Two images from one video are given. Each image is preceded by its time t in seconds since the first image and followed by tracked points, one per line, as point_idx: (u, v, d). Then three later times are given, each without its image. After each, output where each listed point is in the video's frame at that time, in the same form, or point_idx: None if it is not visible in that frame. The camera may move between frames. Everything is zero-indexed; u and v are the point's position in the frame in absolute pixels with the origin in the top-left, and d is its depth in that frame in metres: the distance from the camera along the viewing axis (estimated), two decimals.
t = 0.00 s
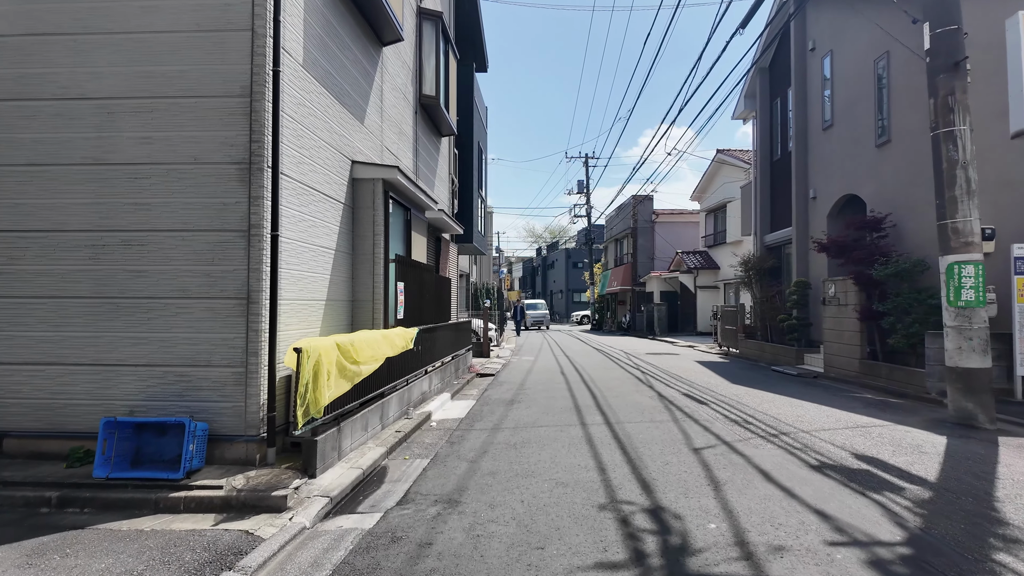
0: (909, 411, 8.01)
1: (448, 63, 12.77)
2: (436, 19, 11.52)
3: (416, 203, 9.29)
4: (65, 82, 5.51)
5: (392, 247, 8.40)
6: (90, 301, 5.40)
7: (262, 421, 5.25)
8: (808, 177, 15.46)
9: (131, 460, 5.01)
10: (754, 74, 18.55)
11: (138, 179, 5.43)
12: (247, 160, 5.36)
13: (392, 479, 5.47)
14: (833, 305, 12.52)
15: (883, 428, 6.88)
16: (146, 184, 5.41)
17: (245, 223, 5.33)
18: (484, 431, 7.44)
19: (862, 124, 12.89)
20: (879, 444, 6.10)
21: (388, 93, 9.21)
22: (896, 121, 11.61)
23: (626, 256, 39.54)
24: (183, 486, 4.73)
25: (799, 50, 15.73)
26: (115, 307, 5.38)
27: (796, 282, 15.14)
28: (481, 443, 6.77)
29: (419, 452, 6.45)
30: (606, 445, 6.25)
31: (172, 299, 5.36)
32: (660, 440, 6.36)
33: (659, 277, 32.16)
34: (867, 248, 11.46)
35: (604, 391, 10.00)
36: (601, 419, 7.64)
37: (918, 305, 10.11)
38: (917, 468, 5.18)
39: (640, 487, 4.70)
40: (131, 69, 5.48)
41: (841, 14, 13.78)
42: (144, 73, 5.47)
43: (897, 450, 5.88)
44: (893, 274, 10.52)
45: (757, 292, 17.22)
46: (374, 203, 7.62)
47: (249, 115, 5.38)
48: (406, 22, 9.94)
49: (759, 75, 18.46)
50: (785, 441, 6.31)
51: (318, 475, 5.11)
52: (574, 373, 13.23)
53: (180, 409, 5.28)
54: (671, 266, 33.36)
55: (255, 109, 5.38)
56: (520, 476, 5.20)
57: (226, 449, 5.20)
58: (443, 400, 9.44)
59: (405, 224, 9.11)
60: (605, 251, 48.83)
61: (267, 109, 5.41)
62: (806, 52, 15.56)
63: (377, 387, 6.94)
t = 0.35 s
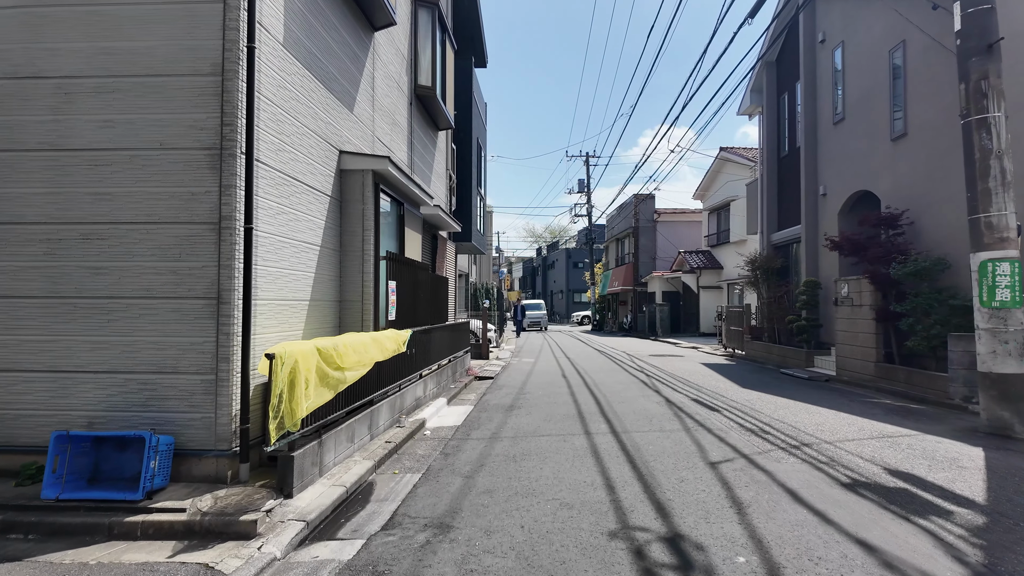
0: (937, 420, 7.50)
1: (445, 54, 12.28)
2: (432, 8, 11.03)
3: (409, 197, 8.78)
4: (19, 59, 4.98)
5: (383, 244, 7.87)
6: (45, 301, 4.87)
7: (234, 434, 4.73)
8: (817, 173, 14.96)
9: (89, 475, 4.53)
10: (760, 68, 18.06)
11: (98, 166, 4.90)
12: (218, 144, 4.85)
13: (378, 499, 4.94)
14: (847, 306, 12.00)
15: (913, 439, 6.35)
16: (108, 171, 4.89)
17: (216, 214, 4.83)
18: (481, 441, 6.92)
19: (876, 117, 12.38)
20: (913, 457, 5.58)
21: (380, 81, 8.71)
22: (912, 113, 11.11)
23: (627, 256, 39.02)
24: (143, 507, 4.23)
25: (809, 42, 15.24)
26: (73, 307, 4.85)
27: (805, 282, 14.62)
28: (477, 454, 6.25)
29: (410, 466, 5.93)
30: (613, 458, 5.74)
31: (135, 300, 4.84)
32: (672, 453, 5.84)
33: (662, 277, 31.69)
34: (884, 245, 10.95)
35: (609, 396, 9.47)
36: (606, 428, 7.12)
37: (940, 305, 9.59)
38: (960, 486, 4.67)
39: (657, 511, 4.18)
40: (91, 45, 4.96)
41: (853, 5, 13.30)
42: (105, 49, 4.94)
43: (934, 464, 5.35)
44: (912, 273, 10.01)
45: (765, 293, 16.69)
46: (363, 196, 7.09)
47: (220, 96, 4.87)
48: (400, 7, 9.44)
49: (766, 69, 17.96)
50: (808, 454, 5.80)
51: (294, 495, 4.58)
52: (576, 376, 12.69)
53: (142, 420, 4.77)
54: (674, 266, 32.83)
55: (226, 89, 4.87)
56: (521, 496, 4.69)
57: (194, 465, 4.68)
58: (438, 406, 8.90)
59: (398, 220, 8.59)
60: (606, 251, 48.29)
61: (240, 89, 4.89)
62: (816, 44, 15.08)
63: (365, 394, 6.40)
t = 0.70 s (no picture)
0: (968, 428, 6.95)
1: (440, 42, 11.74)
2: None
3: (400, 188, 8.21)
4: None
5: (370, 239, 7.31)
6: None
7: (193, 451, 4.18)
8: (828, 167, 14.42)
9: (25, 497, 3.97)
10: (767, 61, 17.53)
11: (41, 147, 4.32)
12: (176, 123, 4.30)
13: (358, 522, 4.40)
14: (861, 306, 11.45)
15: (948, 451, 5.80)
16: (51, 153, 4.32)
17: (173, 202, 4.27)
18: (475, 453, 6.35)
19: (891, 108, 11.83)
20: (954, 473, 5.03)
21: (369, 66, 8.16)
22: (931, 102, 10.55)
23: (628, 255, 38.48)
24: (82, 535, 3.67)
25: (819, 32, 14.70)
26: (10, 308, 4.26)
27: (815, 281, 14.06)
28: (470, 470, 5.69)
29: (395, 483, 5.37)
30: (622, 476, 5.18)
31: (81, 299, 4.27)
32: (686, 469, 5.27)
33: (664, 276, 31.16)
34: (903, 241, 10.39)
35: (613, 402, 8.91)
36: (612, 439, 6.54)
37: (964, 305, 9.05)
38: (1018, 510, 4.11)
39: (676, 543, 3.62)
40: (33, 11, 4.38)
41: None
42: (49, 16, 4.37)
43: (980, 481, 4.80)
44: (934, 271, 9.47)
45: (772, 292, 16.12)
46: (348, 186, 6.55)
47: (179, 70, 4.31)
48: None
49: (772, 62, 17.42)
50: (837, 470, 5.24)
51: (261, 521, 4.03)
52: (578, 380, 12.10)
53: (89, 436, 4.20)
54: (676, 265, 32.28)
55: (185, 61, 4.31)
56: (518, 523, 4.14)
57: (146, 485, 4.13)
58: (430, 414, 8.31)
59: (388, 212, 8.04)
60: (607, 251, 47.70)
61: (202, 62, 4.34)
62: (826, 34, 14.53)
63: (347, 403, 5.82)
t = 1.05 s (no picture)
0: (1007, 438, 6.40)
1: (437, 29, 11.21)
2: None
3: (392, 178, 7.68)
4: None
5: (359, 232, 6.78)
6: None
7: (146, 469, 3.65)
8: (842, 161, 13.86)
9: None
10: (776, 52, 16.97)
11: None
12: (129, 94, 3.77)
13: (336, 550, 3.86)
14: (880, 305, 10.90)
15: (994, 464, 5.25)
16: None
17: (126, 184, 3.74)
18: (472, 465, 5.81)
19: (911, 98, 11.28)
20: (1007, 492, 4.49)
21: (360, 47, 7.62)
22: (956, 90, 10.00)
23: (631, 254, 37.92)
24: (8, 569, 3.14)
25: (832, 21, 14.14)
26: None
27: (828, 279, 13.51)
28: (466, 485, 5.15)
29: (382, 501, 4.83)
30: (635, 494, 4.63)
31: (21, 295, 3.74)
32: (707, 486, 4.73)
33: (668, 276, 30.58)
34: (926, 237, 9.84)
35: (620, 408, 8.36)
36: (622, 450, 6.00)
37: (994, 304, 8.50)
38: None
39: None
40: None
41: None
42: None
43: None
44: (961, 269, 8.92)
45: (782, 291, 15.57)
46: (334, 173, 6.02)
47: (132, 34, 3.78)
48: None
49: (782, 53, 16.86)
50: (874, 486, 4.69)
51: (223, 551, 3.50)
52: (583, 383, 11.56)
53: (28, 452, 3.67)
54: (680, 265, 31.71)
55: (139, 24, 3.78)
56: (518, 553, 3.60)
57: (93, 508, 3.60)
58: (425, 420, 7.76)
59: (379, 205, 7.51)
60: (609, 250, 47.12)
61: (159, 25, 3.81)
62: (840, 22, 13.97)
63: (330, 411, 5.29)
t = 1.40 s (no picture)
0: None
1: (430, 16, 10.72)
2: None
3: (379, 168, 7.20)
4: None
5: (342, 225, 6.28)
6: None
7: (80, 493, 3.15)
8: (851, 155, 13.37)
9: None
10: (782, 44, 16.48)
11: None
12: (61, 60, 3.26)
13: None
14: (894, 304, 10.41)
15: None
16: None
17: (58, 163, 3.24)
18: (463, 479, 5.32)
19: (926, 88, 10.78)
20: None
21: (345, 28, 7.12)
22: (975, 78, 9.51)
23: (631, 254, 37.45)
24: None
25: (841, 10, 13.65)
26: None
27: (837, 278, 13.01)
28: (454, 503, 4.66)
29: (360, 522, 4.34)
30: (643, 515, 4.14)
31: None
32: (723, 505, 4.23)
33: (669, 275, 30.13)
34: (944, 233, 9.36)
35: (623, 414, 7.87)
36: (626, 462, 5.50)
37: (1019, 303, 8.00)
38: None
39: None
40: None
41: None
42: None
43: None
44: (983, 266, 8.40)
45: (788, 291, 15.08)
46: (312, 161, 5.53)
47: None
48: None
49: (788, 45, 16.37)
50: (910, 505, 4.20)
51: None
52: (583, 386, 11.07)
53: None
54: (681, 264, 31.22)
55: None
56: None
57: (17, 539, 3.11)
58: (415, 428, 7.26)
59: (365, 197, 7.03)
60: (609, 249, 46.61)
61: None
62: (849, 12, 13.49)
63: (304, 420, 4.80)
